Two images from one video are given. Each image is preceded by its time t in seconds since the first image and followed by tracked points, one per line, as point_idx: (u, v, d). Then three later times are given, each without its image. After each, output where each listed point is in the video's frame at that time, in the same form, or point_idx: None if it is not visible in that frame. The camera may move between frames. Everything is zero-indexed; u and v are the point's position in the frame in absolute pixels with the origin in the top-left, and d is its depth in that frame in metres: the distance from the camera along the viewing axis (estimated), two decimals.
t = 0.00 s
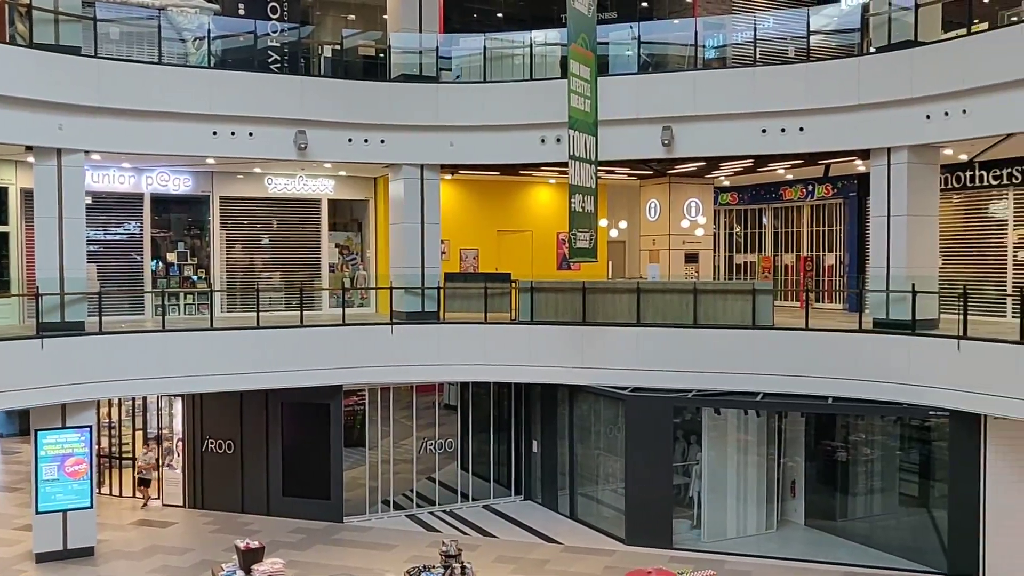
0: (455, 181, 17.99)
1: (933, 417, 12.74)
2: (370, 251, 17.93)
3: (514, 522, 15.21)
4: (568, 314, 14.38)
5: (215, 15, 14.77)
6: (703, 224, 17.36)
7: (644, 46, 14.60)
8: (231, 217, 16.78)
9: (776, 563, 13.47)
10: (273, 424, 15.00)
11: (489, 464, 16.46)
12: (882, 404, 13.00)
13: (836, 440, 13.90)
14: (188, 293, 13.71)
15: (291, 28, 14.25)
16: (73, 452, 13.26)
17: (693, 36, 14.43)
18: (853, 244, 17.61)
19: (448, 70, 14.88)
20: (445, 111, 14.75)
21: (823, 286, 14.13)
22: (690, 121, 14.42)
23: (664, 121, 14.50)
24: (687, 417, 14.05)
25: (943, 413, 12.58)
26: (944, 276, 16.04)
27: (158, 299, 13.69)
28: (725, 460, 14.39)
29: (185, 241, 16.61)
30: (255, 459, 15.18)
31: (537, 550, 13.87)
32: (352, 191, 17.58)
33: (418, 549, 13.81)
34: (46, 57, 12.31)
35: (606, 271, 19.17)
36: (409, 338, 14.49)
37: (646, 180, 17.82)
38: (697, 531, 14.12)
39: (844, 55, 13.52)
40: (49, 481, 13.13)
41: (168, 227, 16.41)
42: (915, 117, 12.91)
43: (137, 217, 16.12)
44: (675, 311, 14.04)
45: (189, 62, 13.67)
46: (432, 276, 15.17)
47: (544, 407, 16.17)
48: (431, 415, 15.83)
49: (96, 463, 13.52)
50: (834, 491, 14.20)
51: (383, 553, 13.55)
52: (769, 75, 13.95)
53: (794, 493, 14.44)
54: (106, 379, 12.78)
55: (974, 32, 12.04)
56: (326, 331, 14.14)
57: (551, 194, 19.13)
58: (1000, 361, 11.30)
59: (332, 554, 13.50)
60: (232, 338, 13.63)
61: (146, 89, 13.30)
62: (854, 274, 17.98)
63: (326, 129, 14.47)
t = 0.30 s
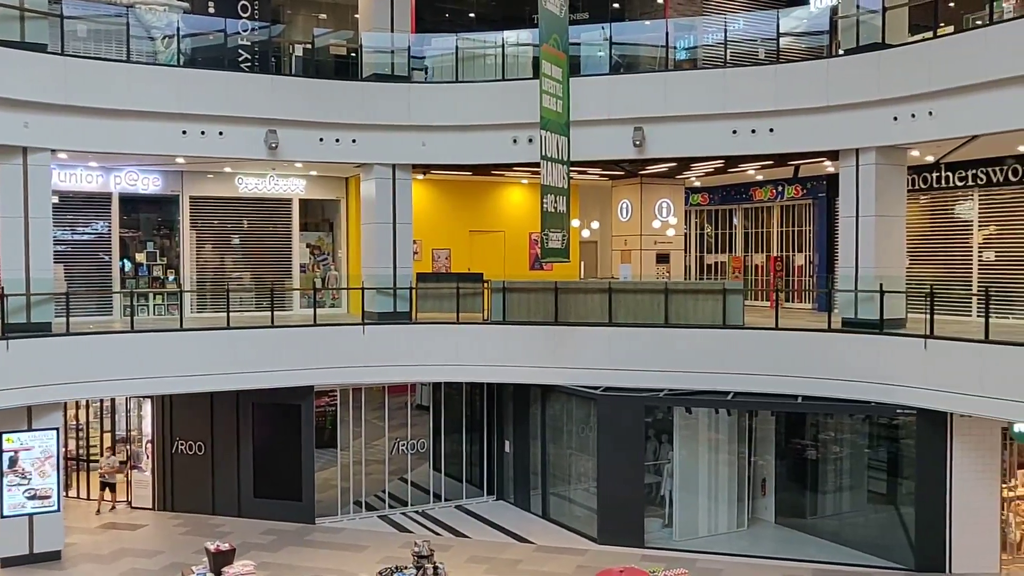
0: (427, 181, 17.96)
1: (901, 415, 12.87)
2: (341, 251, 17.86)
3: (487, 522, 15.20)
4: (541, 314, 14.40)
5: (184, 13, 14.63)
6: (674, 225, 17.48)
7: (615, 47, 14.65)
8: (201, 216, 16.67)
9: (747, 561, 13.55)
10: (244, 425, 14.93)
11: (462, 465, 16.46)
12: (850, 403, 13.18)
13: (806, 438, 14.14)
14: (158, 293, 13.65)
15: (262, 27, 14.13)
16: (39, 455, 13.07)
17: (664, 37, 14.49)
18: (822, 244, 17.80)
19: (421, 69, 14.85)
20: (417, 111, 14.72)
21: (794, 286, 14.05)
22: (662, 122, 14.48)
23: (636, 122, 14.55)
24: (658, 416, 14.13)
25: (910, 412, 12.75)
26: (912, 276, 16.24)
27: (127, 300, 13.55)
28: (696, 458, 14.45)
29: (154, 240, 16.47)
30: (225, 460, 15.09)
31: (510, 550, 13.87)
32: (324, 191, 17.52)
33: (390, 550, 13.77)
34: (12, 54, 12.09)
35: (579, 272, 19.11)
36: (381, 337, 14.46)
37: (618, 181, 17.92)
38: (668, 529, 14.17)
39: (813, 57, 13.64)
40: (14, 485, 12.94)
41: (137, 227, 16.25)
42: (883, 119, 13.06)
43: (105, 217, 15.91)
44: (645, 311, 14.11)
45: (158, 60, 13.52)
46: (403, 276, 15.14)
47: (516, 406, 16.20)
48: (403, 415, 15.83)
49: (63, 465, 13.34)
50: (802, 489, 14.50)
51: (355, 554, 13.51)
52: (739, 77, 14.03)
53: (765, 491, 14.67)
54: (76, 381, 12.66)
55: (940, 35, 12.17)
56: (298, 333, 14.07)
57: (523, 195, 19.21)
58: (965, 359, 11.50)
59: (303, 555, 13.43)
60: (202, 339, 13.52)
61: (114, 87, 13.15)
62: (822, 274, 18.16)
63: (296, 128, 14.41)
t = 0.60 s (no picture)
0: (401, 182, 17.95)
1: (869, 414, 13.03)
2: (313, 251, 17.81)
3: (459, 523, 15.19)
4: (513, 314, 14.40)
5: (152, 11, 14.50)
6: (645, 225, 17.55)
7: (587, 47, 14.68)
8: (171, 216, 16.56)
9: (719, 560, 13.62)
10: (214, 425, 14.85)
11: (434, 465, 16.44)
12: (819, 402, 13.28)
13: (776, 437, 14.16)
14: (127, 293, 13.34)
15: (232, 25, 14.07)
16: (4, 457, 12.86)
17: (636, 38, 14.56)
18: (793, 240, 17.95)
19: (392, 69, 14.80)
20: (388, 111, 14.69)
21: (763, 286, 14.31)
22: (633, 123, 14.53)
23: (608, 122, 14.59)
24: (630, 416, 14.15)
25: (878, 410, 12.85)
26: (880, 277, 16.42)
27: (95, 301, 13.24)
28: (668, 457, 14.50)
29: (123, 240, 16.31)
30: (195, 462, 14.99)
31: (482, 550, 13.87)
32: (295, 191, 17.43)
33: (362, 551, 13.72)
34: None
35: (551, 272, 19.15)
36: (352, 338, 14.42)
37: (589, 181, 17.98)
38: (640, 528, 14.18)
39: (783, 59, 13.73)
40: None
41: (105, 227, 16.07)
42: (851, 121, 13.20)
43: (72, 217, 15.71)
44: (616, 311, 14.17)
45: (127, 58, 13.37)
46: (375, 276, 15.11)
47: (489, 406, 16.20)
48: (375, 416, 15.77)
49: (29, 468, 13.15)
50: (772, 488, 14.52)
51: (327, 556, 13.45)
52: (710, 78, 14.08)
53: (736, 490, 14.69)
54: (48, 382, 12.53)
55: (906, 38, 12.36)
56: (269, 334, 14.00)
57: (495, 195, 19.19)
58: (933, 358, 11.64)
59: (274, 557, 13.34)
60: (172, 340, 13.39)
61: (82, 85, 12.96)
62: (793, 274, 18.26)
63: (266, 127, 14.32)
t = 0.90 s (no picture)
0: (374, 182, 17.88)
1: (839, 412, 13.13)
2: (285, 251, 17.79)
3: (433, 523, 15.17)
4: (487, 314, 14.39)
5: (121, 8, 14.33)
6: (619, 225, 17.66)
7: (560, 48, 14.73)
8: (141, 216, 16.43)
9: (691, 558, 13.67)
10: (186, 427, 14.76)
11: (407, 466, 16.42)
12: (790, 401, 13.38)
13: (747, 435, 14.20)
14: (96, 293, 13.26)
15: (203, 23, 13.92)
16: None
17: (608, 39, 14.61)
18: (764, 242, 17.94)
19: (365, 69, 14.75)
20: (361, 110, 14.64)
21: (734, 286, 14.24)
22: (606, 123, 14.58)
23: (581, 123, 14.64)
24: (603, 415, 14.18)
25: (848, 409, 12.98)
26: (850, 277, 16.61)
27: (63, 301, 12.97)
28: (640, 456, 14.57)
29: (92, 240, 16.16)
30: (166, 464, 14.87)
31: (456, 550, 13.85)
32: (266, 190, 17.32)
33: (335, 552, 13.67)
34: None
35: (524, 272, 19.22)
36: (325, 338, 14.36)
37: (563, 181, 18.03)
38: (613, 527, 14.20)
39: (754, 60, 13.80)
40: None
41: (73, 227, 15.92)
42: (821, 122, 13.32)
43: (40, 216, 15.57)
44: (590, 311, 14.21)
45: (95, 56, 13.16)
46: (348, 276, 15.07)
47: (462, 407, 16.21)
48: (347, 417, 15.69)
49: None
50: (745, 484, 14.51)
51: (299, 557, 13.38)
52: (682, 78, 14.14)
53: (707, 489, 14.76)
54: (21, 382, 12.37)
55: (875, 41, 12.51)
56: (241, 335, 13.90)
57: (470, 195, 19.21)
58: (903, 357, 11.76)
59: (246, 559, 13.25)
60: (142, 341, 13.23)
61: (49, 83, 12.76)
62: (764, 274, 18.39)
63: (237, 126, 14.25)
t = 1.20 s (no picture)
0: (346, 180, 17.82)
1: (810, 409, 13.23)
2: (256, 249, 17.72)
3: (405, 522, 15.12)
4: (460, 313, 14.37)
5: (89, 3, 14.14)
6: (591, 224, 17.77)
7: (533, 46, 14.76)
8: (110, 213, 16.30)
9: (664, 555, 13.72)
10: (156, 427, 14.64)
11: (380, 465, 16.39)
12: (762, 397, 13.38)
13: (719, 432, 14.25)
14: (63, 292, 12.96)
15: (173, 19, 13.77)
16: None
17: (581, 38, 14.64)
18: (735, 239, 18.14)
19: (336, 66, 14.73)
20: (334, 108, 14.60)
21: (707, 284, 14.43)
22: (579, 122, 14.63)
23: (554, 122, 14.67)
24: (576, 413, 14.19)
25: (819, 405, 13.07)
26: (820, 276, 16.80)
27: (29, 300, 12.80)
28: (612, 453, 14.62)
29: (60, 238, 15.96)
30: (136, 464, 14.74)
31: (429, 549, 13.83)
32: (238, 189, 17.18)
33: (308, 552, 13.60)
34: None
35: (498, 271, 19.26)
36: (297, 336, 14.29)
37: (536, 180, 18.06)
38: (585, 525, 14.27)
39: (725, 59, 13.88)
40: None
41: (41, 224, 15.69)
42: (792, 121, 13.42)
43: (6, 212, 15.28)
44: (563, 310, 14.19)
45: (62, 51, 13.01)
46: (320, 274, 15.01)
47: (435, 406, 16.19)
48: (320, 416, 15.65)
49: None
50: (716, 482, 14.66)
51: (270, 557, 13.30)
52: (654, 77, 14.21)
53: (680, 486, 14.79)
54: None
55: (844, 41, 12.64)
56: (212, 333, 13.80)
57: (444, 193, 19.22)
58: (873, 353, 11.89)
59: (217, 559, 13.15)
60: (111, 341, 13.08)
61: (15, 78, 12.58)
62: (735, 272, 18.49)
63: (208, 124, 14.13)
